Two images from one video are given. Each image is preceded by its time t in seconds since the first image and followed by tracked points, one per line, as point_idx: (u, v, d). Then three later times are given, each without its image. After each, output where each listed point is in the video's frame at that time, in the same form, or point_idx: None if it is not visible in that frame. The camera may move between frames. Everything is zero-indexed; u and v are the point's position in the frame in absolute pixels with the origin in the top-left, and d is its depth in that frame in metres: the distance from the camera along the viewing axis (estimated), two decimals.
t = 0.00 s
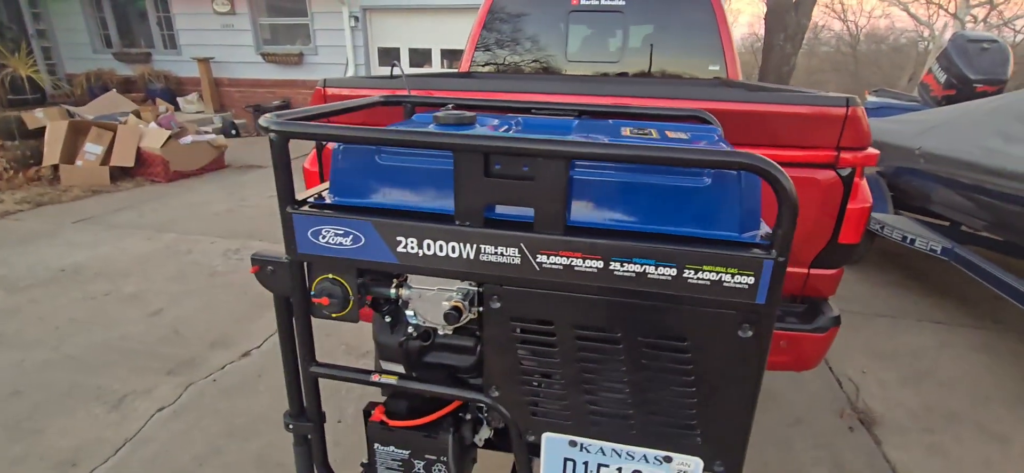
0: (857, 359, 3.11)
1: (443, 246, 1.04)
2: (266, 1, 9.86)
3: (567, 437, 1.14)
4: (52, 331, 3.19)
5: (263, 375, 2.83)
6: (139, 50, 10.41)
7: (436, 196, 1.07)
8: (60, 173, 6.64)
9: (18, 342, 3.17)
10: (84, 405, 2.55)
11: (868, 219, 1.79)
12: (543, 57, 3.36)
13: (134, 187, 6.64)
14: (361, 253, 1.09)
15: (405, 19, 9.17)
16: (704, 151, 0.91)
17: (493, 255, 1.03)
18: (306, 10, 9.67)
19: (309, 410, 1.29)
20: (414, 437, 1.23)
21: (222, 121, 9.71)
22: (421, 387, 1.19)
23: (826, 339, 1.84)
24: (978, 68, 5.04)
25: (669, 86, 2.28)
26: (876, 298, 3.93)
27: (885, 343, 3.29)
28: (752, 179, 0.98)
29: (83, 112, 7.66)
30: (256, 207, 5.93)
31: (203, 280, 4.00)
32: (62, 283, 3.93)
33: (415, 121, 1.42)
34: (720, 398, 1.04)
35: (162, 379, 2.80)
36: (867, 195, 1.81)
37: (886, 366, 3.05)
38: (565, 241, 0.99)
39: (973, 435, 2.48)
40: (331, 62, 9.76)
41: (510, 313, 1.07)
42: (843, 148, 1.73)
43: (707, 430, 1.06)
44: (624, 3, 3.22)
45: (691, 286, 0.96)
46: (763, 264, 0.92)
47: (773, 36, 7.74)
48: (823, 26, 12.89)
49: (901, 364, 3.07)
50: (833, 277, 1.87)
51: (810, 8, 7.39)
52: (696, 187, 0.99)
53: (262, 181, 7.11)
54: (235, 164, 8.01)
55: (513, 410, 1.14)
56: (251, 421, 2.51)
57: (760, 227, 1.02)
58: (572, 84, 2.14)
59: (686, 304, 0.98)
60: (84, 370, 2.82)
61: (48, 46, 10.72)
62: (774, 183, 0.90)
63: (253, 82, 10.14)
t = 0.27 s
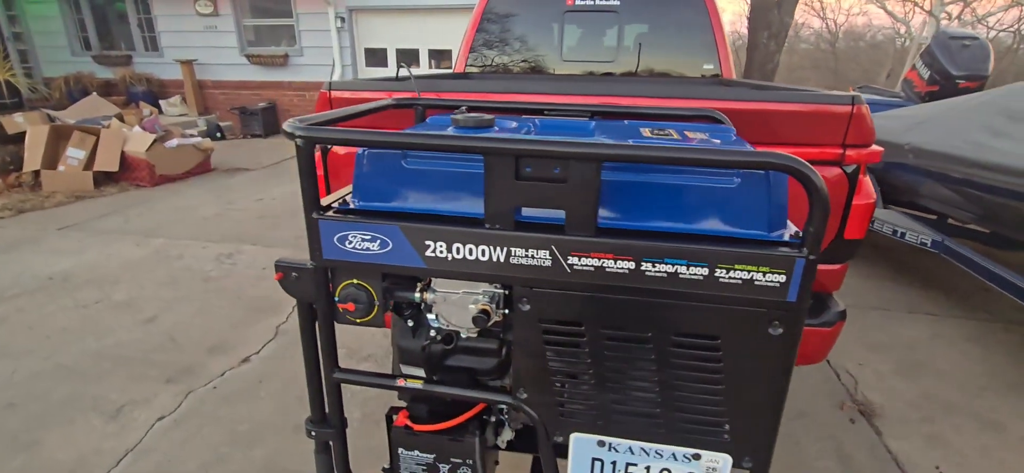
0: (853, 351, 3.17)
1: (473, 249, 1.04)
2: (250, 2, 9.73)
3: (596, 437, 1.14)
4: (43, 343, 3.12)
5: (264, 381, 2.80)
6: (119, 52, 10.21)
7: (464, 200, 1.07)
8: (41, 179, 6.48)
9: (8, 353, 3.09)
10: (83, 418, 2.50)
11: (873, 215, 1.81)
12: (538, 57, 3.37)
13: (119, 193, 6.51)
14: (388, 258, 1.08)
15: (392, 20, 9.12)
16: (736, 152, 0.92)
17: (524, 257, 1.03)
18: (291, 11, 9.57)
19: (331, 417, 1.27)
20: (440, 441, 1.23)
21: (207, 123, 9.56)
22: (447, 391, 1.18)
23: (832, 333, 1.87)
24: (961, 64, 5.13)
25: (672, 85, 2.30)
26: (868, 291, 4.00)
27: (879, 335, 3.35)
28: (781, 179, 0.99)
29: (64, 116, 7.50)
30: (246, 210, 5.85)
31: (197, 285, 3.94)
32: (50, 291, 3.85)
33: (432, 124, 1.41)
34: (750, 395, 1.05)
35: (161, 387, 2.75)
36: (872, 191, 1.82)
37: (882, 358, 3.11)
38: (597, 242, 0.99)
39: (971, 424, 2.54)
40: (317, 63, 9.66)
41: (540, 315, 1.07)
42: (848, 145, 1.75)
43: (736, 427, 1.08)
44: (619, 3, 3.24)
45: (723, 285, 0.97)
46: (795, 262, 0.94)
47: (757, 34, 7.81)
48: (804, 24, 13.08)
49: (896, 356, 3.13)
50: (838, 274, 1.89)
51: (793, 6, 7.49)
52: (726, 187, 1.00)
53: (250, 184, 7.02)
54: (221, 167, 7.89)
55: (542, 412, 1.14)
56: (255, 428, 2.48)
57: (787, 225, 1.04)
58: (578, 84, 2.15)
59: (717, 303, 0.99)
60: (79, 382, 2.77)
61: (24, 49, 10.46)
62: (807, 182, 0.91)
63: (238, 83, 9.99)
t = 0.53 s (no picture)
0: (849, 343, 3.22)
1: (509, 251, 1.02)
2: (227, 2, 9.53)
3: (632, 439, 1.12)
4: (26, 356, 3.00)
5: (261, 389, 2.72)
6: (91, 54, 9.90)
7: (498, 201, 1.05)
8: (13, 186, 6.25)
9: None
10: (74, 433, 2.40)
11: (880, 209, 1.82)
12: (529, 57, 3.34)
13: (95, 199, 6.31)
14: (420, 262, 1.05)
15: (374, 20, 9.02)
16: (780, 148, 0.91)
17: (561, 258, 1.00)
18: (270, 11, 9.40)
19: (355, 426, 1.23)
20: (469, 448, 1.20)
21: (184, 126, 9.33)
22: (479, 396, 1.15)
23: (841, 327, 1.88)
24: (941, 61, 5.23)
25: (676, 82, 2.30)
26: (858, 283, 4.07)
27: (872, 327, 3.41)
28: (820, 174, 0.99)
29: (36, 120, 7.24)
30: (230, 215, 5.72)
31: (184, 293, 3.82)
32: (30, 302, 3.70)
33: (450, 124, 1.39)
34: (789, 392, 1.04)
35: (154, 399, 2.65)
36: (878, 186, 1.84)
37: (877, 349, 3.16)
38: (638, 242, 0.97)
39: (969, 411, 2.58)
40: (298, 64, 9.50)
41: (576, 317, 1.05)
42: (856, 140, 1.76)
43: (775, 424, 1.07)
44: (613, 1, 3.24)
45: (765, 283, 0.96)
46: (838, 258, 0.93)
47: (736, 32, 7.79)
48: (780, 23, 13.32)
49: (890, 346, 3.18)
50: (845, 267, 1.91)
51: (771, 4, 7.51)
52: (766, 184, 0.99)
53: (232, 188, 6.86)
54: (201, 171, 7.71)
55: (577, 415, 1.12)
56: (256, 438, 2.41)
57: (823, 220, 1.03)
58: (584, 81, 2.13)
59: (759, 301, 0.98)
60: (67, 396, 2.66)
61: None
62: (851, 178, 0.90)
63: (216, 85, 9.77)
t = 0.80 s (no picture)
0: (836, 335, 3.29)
1: (535, 253, 1.00)
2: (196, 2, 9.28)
3: (658, 440, 1.12)
4: None
5: (254, 399, 2.65)
6: (52, 57, 9.52)
7: (522, 203, 1.03)
8: None
9: None
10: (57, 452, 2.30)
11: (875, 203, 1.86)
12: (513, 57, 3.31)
13: (63, 206, 6.07)
14: (443, 266, 1.03)
15: (349, 19, 8.89)
16: (808, 145, 0.92)
17: (589, 260, 0.99)
18: (241, 11, 9.19)
19: (373, 436, 1.20)
20: (491, 455, 1.17)
21: (154, 129, 9.05)
22: (502, 402, 1.13)
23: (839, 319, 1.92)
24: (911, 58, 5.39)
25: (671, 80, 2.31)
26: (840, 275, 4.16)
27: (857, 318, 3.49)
28: (843, 170, 1.00)
29: None
30: (208, 220, 5.57)
31: (165, 302, 3.70)
32: None
33: (461, 125, 1.36)
34: (814, 387, 1.05)
35: (141, 413, 2.56)
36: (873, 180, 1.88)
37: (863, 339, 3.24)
38: (667, 241, 0.96)
39: (953, 397, 2.67)
40: (271, 65, 9.30)
41: (603, 318, 1.04)
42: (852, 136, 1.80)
43: (800, 420, 1.07)
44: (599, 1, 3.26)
45: (793, 279, 0.97)
46: (865, 253, 0.94)
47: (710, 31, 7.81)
48: (750, 22, 13.60)
49: (875, 336, 3.27)
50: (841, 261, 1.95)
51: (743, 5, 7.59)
52: (792, 181, 0.99)
53: (208, 192, 6.68)
54: (174, 175, 7.48)
55: (603, 417, 1.11)
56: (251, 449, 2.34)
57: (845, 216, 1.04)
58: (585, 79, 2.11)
59: (787, 298, 0.98)
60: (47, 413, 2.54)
61: None
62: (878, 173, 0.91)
63: (186, 87, 9.50)
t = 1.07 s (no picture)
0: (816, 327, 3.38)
1: (546, 253, 1.00)
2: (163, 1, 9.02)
3: (667, 435, 1.13)
4: None
5: (241, 408, 2.60)
6: (10, 58, 9.15)
7: (531, 203, 1.03)
8: None
9: None
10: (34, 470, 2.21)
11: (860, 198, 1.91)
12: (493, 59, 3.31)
13: (27, 214, 5.84)
14: (453, 268, 1.02)
15: (323, 19, 8.75)
16: (813, 140, 0.93)
17: (600, 259, 0.99)
18: (211, 11, 8.97)
19: (380, 442, 1.18)
20: (501, 456, 1.17)
21: (120, 133, 8.76)
22: (513, 403, 1.13)
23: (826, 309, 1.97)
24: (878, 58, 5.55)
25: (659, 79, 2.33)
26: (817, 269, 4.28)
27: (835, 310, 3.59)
28: (845, 166, 1.02)
29: None
30: (182, 226, 5.43)
31: (141, 311, 3.60)
32: None
33: (461, 125, 1.35)
34: (819, 378, 1.07)
35: (122, 428, 2.49)
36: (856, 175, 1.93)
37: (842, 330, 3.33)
38: (677, 239, 0.97)
39: (928, 384, 2.78)
40: (243, 65, 9.10)
41: (613, 316, 1.04)
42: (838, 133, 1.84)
43: (806, 411, 1.10)
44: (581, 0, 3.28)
45: (800, 274, 0.98)
46: (869, 246, 0.96)
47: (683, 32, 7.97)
48: (720, 22, 13.88)
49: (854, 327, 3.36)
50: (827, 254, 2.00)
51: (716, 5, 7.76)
52: (798, 176, 1.01)
53: (180, 197, 6.51)
54: (144, 180, 7.26)
55: (613, 415, 1.12)
56: (240, 460, 2.29)
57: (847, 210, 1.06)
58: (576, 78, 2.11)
59: (793, 292, 1.00)
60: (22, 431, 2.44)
61: None
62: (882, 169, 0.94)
63: (154, 89, 9.23)
